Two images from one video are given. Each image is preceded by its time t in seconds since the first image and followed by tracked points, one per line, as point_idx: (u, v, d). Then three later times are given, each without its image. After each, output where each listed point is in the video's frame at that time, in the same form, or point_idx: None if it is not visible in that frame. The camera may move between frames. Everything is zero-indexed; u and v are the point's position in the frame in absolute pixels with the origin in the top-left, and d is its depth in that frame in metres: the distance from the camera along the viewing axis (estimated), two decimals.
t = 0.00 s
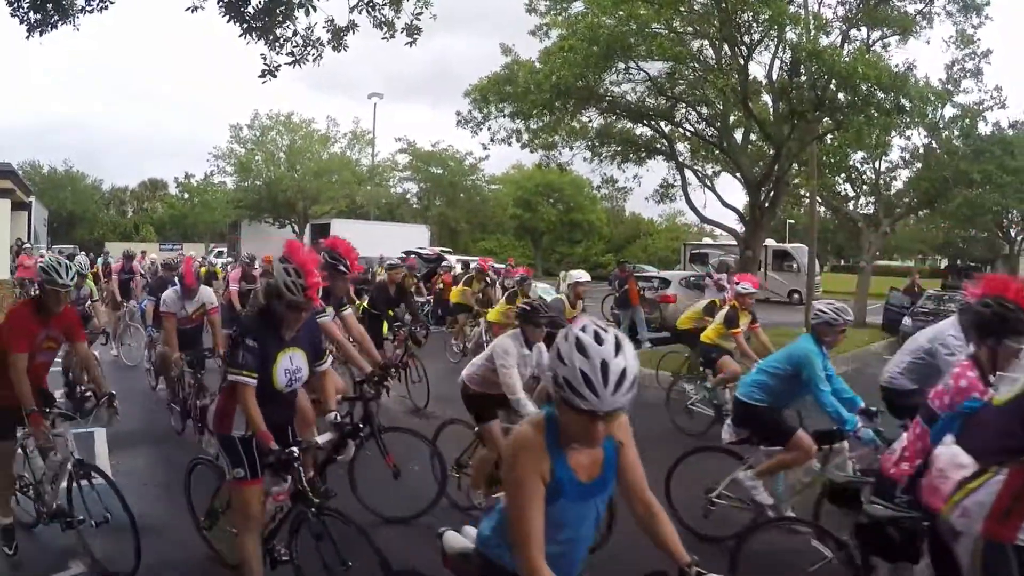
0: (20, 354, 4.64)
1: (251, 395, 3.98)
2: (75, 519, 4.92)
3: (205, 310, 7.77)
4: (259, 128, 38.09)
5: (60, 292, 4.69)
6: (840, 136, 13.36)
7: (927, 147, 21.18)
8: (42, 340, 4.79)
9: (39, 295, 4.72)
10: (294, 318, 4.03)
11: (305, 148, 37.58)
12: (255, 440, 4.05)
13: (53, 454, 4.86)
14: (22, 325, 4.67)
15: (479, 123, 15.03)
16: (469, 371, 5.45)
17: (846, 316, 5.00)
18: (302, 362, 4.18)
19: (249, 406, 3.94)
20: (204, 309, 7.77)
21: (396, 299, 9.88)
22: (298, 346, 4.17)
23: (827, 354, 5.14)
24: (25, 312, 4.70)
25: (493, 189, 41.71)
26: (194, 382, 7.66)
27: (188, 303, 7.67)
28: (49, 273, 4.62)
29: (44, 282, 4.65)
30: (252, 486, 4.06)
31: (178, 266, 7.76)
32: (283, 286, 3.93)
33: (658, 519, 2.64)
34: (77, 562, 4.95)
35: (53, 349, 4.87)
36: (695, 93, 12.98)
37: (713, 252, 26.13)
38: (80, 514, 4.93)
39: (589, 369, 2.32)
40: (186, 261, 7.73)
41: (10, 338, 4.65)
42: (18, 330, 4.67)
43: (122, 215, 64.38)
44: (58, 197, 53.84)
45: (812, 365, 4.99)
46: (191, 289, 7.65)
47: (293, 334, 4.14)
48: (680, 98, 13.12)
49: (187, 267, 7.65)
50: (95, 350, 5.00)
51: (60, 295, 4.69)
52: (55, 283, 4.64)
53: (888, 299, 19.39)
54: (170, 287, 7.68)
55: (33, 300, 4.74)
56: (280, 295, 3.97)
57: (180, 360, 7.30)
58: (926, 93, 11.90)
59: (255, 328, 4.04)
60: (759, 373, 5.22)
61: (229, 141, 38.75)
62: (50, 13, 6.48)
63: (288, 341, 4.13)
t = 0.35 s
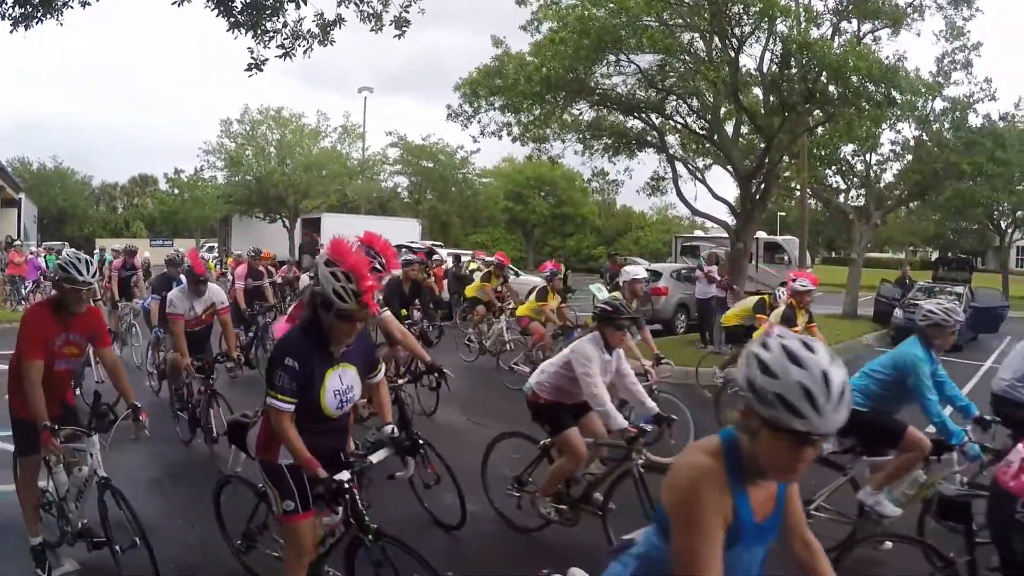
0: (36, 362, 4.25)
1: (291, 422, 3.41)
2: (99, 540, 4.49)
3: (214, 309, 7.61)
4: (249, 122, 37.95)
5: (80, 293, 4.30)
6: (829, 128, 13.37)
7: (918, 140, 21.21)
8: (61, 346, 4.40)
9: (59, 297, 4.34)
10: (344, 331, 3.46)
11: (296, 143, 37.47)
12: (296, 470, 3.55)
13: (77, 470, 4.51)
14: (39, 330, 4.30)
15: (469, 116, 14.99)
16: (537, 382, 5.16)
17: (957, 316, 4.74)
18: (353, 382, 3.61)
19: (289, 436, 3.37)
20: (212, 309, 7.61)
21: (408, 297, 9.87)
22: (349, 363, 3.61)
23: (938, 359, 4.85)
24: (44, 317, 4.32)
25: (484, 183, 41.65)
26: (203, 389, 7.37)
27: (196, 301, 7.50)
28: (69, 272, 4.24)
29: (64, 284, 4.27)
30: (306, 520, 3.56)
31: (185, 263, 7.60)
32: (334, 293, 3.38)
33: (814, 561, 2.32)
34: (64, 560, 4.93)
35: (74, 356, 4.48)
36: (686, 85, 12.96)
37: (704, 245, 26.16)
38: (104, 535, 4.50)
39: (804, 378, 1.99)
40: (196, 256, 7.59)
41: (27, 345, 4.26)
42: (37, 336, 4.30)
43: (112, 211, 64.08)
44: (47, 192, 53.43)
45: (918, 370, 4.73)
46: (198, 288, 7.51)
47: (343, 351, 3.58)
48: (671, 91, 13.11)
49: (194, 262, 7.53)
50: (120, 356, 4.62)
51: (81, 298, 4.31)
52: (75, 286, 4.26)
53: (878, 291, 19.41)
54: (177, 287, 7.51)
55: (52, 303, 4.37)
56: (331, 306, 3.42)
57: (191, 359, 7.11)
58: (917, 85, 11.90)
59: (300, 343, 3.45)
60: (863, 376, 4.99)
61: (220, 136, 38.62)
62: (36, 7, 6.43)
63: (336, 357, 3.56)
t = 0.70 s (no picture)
0: (77, 372, 3.86)
1: (392, 452, 2.83)
2: (138, 563, 4.07)
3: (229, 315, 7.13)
4: (244, 121, 37.91)
5: (126, 297, 3.99)
6: (825, 131, 13.40)
7: (913, 143, 21.27)
8: (101, 355, 4.04)
9: (99, 300, 3.99)
10: (449, 341, 2.90)
11: (292, 142, 37.46)
12: (384, 502, 3.04)
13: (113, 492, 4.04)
14: (77, 336, 3.90)
15: (465, 117, 15.00)
16: (640, 401, 4.78)
17: None
18: (453, 403, 3.02)
19: (391, 464, 2.81)
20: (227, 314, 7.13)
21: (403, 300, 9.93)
22: (450, 380, 3.02)
23: None
24: (82, 323, 3.94)
25: (480, 183, 41.62)
26: (220, 400, 6.79)
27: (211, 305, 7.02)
28: (113, 274, 3.93)
29: (105, 286, 3.94)
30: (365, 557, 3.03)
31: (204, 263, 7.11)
32: (438, 297, 2.83)
33: None
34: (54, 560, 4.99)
35: (112, 365, 4.14)
36: (682, 87, 12.96)
37: (699, 246, 26.22)
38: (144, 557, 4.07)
39: None
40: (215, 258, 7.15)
41: (64, 354, 3.85)
42: (75, 344, 3.89)
43: (106, 210, 63.91)
44: (41, 191, 53.22)
45: None
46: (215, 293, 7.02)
47: (443, 364, 2.99)
48: (667, 92, 13.12)
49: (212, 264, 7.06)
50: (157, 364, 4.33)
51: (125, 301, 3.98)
52: (120, 288, 3.95)
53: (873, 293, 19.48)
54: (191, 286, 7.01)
55: (89, 307, 3.98)
56: (434, 313, 2.85)
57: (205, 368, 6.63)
58: (912, 88, 11.94)
59: (397, 355, 2.86)
60: (983, 395, 4.64)
61: (215, 135, 38.58)
62: (33, 4, 6.43)
63: (435, 372, 2.97)
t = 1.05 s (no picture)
0: (119, 389, 3.52)
1: (531, 482, 2.64)
2: None
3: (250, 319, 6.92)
4: (244, 121, 37.91)
5: (172, 306, 3.61)
6: (824, 129, 13.40)
7: (914, 141, 21.24)
8: (144, 370, 3.66)
9: (143, 309, 3.62)
10: (607, 354, 2.68)
11: (292, 142, 37.49)
12: (517, 536, 2.83)
13: (162, 519, 3.70)
14: (120, 350, 3.55)
15: (465, 117, 15.00)
16: (775, 422, 4.48)
17: None
18: (601, 422, 2.79)
19: (529, 497, 2.62)
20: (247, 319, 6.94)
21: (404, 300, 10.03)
22: (597, 398, 2.78)
23: None
24: (127, 335, 3.59)
25: (479, 182, 41.58)
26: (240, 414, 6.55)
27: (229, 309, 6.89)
28: (160, 280, 3.55)
29: (150, 293, 3.57)
30: None
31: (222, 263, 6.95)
32: (604, 299, 2.62)
33: None
34: (62, 559, 5.11)
35: (159, 380, 3.77)
36: (682, 86, 12.95)
37: (699, 245, 26.24)
38: None
39: None
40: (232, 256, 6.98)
41: (105, 370, 3.51)
42: (118, 360, 3.54)
43: (106, 211, 63.88)
44: (41, 191, 53.21)
45: None
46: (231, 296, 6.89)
47: (593, 377, 2.75)
48: (666, 91, 13.13)
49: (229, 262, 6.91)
50: (207, 377, 3.97)
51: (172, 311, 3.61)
52: (165, 297, 3.57)
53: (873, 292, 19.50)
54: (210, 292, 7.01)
55: (131, 317, 3.62)
56: (596, 317, 2.63)
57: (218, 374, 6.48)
58: (911, 86, 11.93)
59: (549, 371, 2.64)
60: None
61: (215, 135, 38.59)
62: (33, 3, 6.43)
63: (585, 388, 2.73)
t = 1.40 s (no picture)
0: (159, 410, 3.14)
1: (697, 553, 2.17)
2: None
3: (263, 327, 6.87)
4: (241, 121, 37.90)
5: (217, 315, 3.23)
6: (820, 129, 13.41)
7: (910, 141, 21.27)
8: (186, 388, 3.28)
9: (182, 318, 3.24)
10: (790, 397, 2.21)
11: (288, 142, 37.50)
12: None
13: (211, 555, 3.26)
14: (158, 366, 3.16)
15: (461, 116, 15.00)
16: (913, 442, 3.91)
17: None
18: (769, 473, 2.36)
19: None
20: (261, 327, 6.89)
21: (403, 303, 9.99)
22: (767, 444, 2.34)
23: None
24: (166, 349, 3.20)
25: (476, 182, 41.58)
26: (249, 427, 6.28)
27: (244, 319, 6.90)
28: (203, 285, 3.18)
29: (192, 300, 3.20)
30: None
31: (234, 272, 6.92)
32: (798, 331, 2.19)
33: None
34: (58, 559, 5.12)
35: (202, 400, 3.40)
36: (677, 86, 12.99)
37: (695, 245, 26.27)
38: None
39: None
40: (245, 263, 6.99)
41: (142, 388, 3.12)
42: (157, 377, 3.15)
43: (103, 211, 63.78)
44: (37, 191, 53.13)
45: None
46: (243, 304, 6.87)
47: (766, 420, 2.30)
48: (662, 90, 13.12)
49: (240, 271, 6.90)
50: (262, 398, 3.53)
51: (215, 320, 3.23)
52: (208, 305, 3.20)
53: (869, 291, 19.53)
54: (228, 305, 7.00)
55: (171, 327, 3.24)
56: (786, 356, 2.17)
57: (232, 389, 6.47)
58: (908, 86, 11.95)
59: (725, 423, 2.16)
60: None
61: (211, 135, 38.59)
62: (26, 4, 6.42)
63: (756, 432, 2.28)
